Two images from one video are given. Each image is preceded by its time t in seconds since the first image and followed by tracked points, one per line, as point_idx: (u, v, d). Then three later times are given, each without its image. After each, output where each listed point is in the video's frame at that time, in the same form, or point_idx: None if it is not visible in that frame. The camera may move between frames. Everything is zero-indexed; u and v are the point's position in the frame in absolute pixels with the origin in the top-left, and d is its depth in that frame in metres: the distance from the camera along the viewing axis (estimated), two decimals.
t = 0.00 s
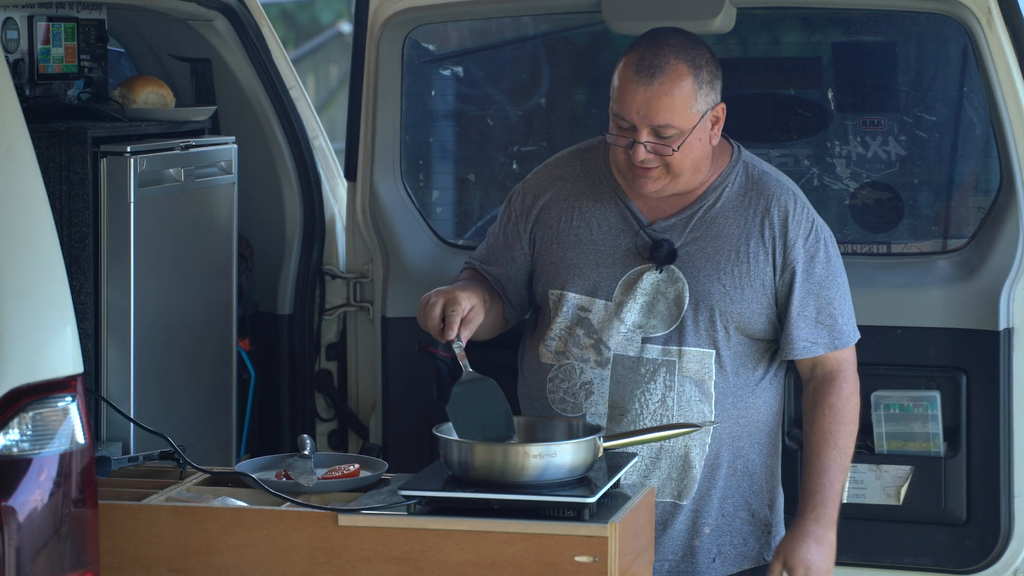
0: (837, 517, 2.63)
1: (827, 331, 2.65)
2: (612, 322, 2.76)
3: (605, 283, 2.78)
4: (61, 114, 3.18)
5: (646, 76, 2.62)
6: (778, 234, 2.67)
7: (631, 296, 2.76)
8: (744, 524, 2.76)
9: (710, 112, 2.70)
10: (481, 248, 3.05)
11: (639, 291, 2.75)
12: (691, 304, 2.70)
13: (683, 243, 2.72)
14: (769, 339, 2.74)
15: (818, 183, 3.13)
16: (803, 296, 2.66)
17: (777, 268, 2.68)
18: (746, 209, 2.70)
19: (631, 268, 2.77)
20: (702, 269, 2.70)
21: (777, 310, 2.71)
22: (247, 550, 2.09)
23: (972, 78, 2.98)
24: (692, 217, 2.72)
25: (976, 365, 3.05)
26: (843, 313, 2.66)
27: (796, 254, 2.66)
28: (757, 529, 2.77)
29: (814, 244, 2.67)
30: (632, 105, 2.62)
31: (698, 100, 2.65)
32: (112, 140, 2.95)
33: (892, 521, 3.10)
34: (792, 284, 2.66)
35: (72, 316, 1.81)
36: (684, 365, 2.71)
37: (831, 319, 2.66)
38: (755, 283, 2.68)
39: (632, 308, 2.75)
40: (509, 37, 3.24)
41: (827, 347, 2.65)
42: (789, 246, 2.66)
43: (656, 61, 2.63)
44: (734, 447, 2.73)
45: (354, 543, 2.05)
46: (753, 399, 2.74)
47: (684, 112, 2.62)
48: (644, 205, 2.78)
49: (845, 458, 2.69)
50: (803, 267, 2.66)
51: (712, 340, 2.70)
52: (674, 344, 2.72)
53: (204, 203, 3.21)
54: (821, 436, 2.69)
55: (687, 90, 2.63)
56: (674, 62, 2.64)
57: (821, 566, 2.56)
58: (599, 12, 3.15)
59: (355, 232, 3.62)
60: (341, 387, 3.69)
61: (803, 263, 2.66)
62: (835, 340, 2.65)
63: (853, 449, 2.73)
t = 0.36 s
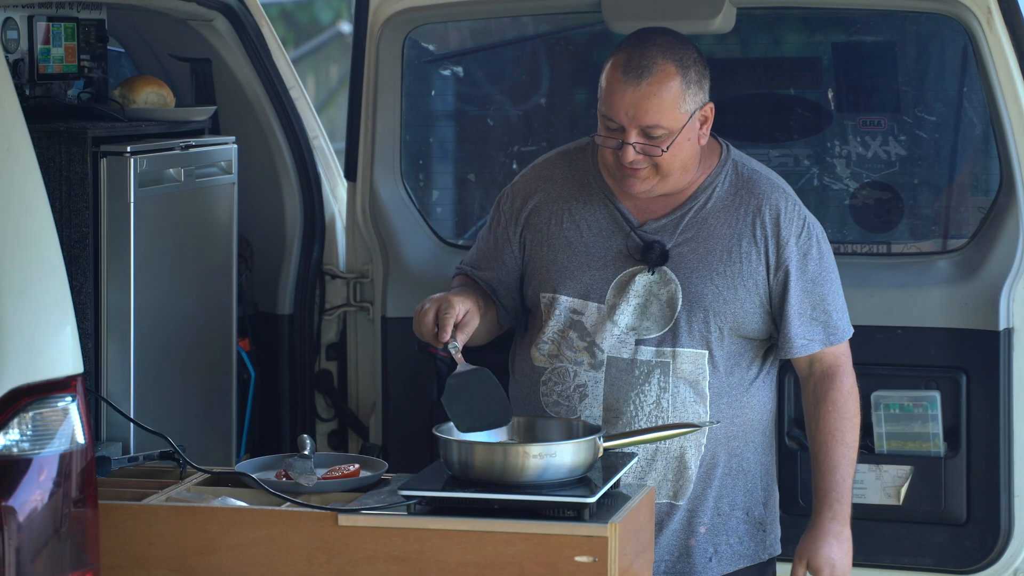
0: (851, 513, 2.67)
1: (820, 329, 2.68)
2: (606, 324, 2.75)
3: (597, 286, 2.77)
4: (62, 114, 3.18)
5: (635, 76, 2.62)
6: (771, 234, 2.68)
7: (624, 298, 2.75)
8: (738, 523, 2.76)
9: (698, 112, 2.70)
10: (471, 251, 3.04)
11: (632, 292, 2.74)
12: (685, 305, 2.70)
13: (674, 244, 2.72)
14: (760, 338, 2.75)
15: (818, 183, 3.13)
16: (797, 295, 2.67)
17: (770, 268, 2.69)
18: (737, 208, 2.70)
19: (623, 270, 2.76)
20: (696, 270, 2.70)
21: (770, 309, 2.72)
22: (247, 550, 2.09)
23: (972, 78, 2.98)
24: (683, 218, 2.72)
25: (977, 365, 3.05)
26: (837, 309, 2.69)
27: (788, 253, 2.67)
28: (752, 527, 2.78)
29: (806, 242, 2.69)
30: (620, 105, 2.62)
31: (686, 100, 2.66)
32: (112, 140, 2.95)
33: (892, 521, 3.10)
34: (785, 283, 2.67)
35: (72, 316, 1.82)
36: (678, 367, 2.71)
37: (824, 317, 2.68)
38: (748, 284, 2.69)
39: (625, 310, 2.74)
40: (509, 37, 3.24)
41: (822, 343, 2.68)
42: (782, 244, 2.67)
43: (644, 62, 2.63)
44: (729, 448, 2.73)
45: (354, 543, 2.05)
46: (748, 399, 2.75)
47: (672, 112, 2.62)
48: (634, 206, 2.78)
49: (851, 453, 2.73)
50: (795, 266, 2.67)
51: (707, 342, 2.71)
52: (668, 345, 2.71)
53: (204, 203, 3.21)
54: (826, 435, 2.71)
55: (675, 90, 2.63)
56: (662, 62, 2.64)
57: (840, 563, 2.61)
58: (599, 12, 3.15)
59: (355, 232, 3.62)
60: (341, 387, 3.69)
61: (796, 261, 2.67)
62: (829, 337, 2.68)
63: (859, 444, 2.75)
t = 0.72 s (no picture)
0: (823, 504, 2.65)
1: (816, 319, 2.69)
2: (605, 321, 2.74)
3: (594, 284, 2.76)
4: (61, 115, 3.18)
5: (627, 71, 2.62)
6: (764, 225, 2.69)
7: (622, 294, 2.74)
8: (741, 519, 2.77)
9: (691, 106, 2.70)
10: (456, 266, 3.02)
11: (630, 288, 2.73)
12: (682, 300, 2.70)
13: (670, 238, 2.71)
14: (755, 331, 2.76)
15: (818, 183, 3.13)
16: (792, 285, 2.68)
17: (765, 259, 2.70)
18: (730, 201, 2.71)
19: (619, 266, 2.75)
20: (692, 263, 2.70)
21: (765, 301, 2.73)
22: (247, 550, 2.09)
23: (972, 78, 2.98)
24: (678, 212, 2.72)
25: (977, 365, 3.06)
26: (830, 300, 2.70)
27: (782, 243, 2.68)
28: (755, 523, 2.79)
29: (798, 233, 2.70)
30: (613, 101, 2.62)
31: (678, 94, 2.66)
32: (112, 140, 2.95)
33: (892, 521, 3.10)
34: (780, 274, 2.69)
35: (72, 316, 1.82)
36: (679, 362, 2.71)
37: (818, 307, 2.69)
38: (745, 275, 2.69)
39: (625, 306, 2.74)
40: (509, 37, 3.24)
41: (817, 334, 2.69)
42: (775, 235, 2.69)
43: (635, 56, 2.63)
44: (730, 445, 2.73)
45: (354, 543, 2.05)
46: (745, 393, 2.74)
47: (666, 107, 2.62)
48: (627, 203, 2.77)
49: (831, 444, 2.72)
50: (789, 256, 2.68)
51: (709, 335, 2.71)
52: (668, 341, 2.71)
53: (203, 203, 3.21)
54: (809, 424, 2.71)
55: (667, 84, 2.63)
56: (653, 56, 2.65)
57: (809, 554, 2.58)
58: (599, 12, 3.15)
59: (355, 232, 3.62)
60: (341, 387, 3.69)
61: (789, 251, 2.69)
62: (824, 327, 2.68)
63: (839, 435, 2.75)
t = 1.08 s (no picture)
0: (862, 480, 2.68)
1: (815, 313, 2.69)
2: (605, 320, 2.74)
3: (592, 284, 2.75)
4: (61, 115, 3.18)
5: (613, 69, 2.63)
6: (759, 220, 2.69)
7: (621, 293, 2.73)
8: (747, 515, 2.77)
9: (679, 101, 2.71)
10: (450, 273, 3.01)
11: (629, 287, 2.72)
12: (682, 296, 2.69)
13: (666, 236, 2.71)
14: (753, 327, 2.76)
15: (818, 183, 3.13)
16: (790, 280, 2.69)
17: (762, 254, 2.70)
18: (725, 197, 2.71)
19: (616, 266, 2.74)
20: (689, 260, 2.69)
21: (763, 296, 2.73)
22: (247, 550, 2.09)
23: (972, 78, 2.98)
24: (673, 210, 2.71)
25: (977, 366, 3.06)
26: (826, 294, 2.72)
27: (779, 238, 2.69)
28: (762, 518, 2.78)
29: (794, 227, 2.71)
30: (601, 100, 2.63)
31: (666, 89, 2.66)
32: (112, 140, 2.95)
33: (892, 521, 3.10)
34: (778, 269, 2.69)
35: (72, 316, 1.82)
36: (681, 358, 2.70)
37: (817, 300, 2.70)
38: (743, 271, 2.69)
39: (624, 305, 2.73)
40: (509, 37, 3.24)
41: (818, 327, 2.70)
42: (771, 230, 2.69)
43: (620, 54, 2.64)
44: (733, 441, 2.73)
45: (354, 543, 2.05)
46: (750, 386, 2.76)
47: (653, 102, 2.63)
48: (621, 203, 2.76)
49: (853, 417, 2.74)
50: (786, 251, 2.69)
51: (709, 330, 2.70)
52: (669, 337, 2.71)
53: (203, 203, 3.21)
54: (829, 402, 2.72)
55: (653, 80, 2.64)
56: (638, 53, 2.65)
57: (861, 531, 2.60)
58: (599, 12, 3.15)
59: (355, 232, 3.62)
60: (341, 387, 3.69)
61: (786, 246, 2.69)
62: (823, 320, 2.70)
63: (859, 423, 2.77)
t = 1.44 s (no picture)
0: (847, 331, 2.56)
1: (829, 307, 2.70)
2: (618, 315, 2.74)
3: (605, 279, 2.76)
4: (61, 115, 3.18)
5: (626, 63, 2.65)
6: (773, 216, 2.71)
7: (635, 288, 2.74)
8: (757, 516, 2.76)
9: (692, 96, 2.72)
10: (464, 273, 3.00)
11: (643, 282, 2.73)
12: (695, 292, 2.70)
13: (680, 232, 2.72)
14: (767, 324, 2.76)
15: (818, 183, 3.12)
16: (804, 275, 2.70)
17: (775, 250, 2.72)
18: (738, 194, 2.73)
19: (630, 262, 2.75)
20: (703, 256, 2.70)
21: (776, 292, 2.75)
22: (247, 550, 2.09)
23: (972, 78, 2.98)
24: (687, 206, 2.72)
25: (976, 366, 3.06)
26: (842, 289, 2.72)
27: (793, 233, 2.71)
28: (770, 520, 2.77)
29: (807, 224, 2.73)
30: (614, 94, 2.65)
31: (678, 83, 2.68)
32: (112, 140, 2.95)
33: (892, 521, 3.10)
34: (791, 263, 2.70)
35: (72, 316, 1.82)
36: (694, 353, 2.71)
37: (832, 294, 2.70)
38: (756, 266, 2.70)
39: (638, 299, 2.74)
40: (509, 37, 3.24)
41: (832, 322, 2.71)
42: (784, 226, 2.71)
43: (633, 49, 2.67)
44: (745, 441, 2.72)
45: (354, 543, 2.05)
46: (763, 388, 2.74)
47: (666, 96, 2.64)
48: (635, 199, 2.78)
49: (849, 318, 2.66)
50: (800, 246, 2.70)
51: (721, 327, 2.71)
52: (683, 331, 2.72)
53: (203, 203, 3.21)
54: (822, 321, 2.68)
55: (666, 74, 2.66)
56: (651, 47, 2.67)
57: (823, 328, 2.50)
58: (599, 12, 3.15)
59: (355, 233, 3.62)
60: (341, 387, 3.69)
61: (800, 241, 2.71)
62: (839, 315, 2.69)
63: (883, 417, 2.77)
